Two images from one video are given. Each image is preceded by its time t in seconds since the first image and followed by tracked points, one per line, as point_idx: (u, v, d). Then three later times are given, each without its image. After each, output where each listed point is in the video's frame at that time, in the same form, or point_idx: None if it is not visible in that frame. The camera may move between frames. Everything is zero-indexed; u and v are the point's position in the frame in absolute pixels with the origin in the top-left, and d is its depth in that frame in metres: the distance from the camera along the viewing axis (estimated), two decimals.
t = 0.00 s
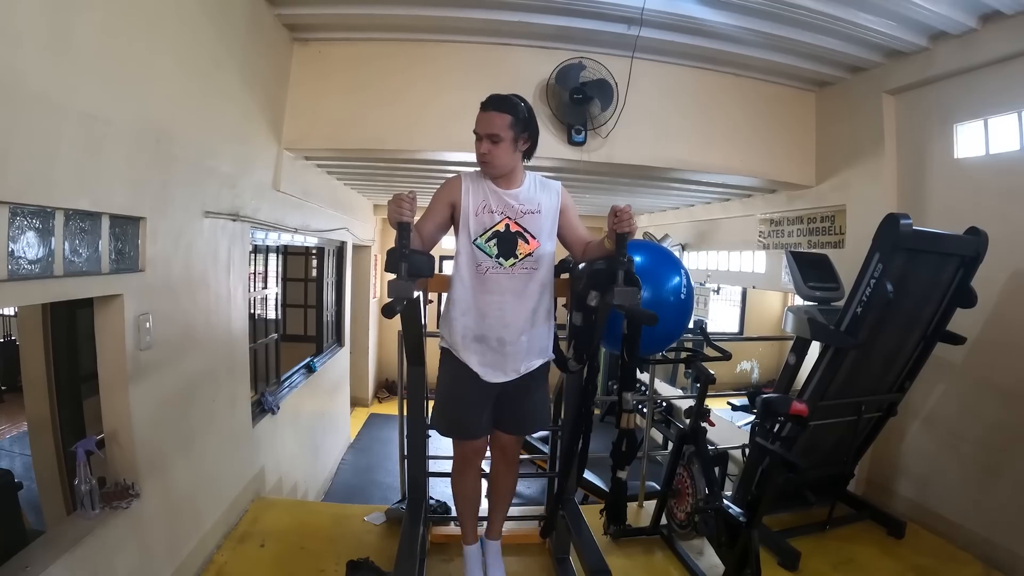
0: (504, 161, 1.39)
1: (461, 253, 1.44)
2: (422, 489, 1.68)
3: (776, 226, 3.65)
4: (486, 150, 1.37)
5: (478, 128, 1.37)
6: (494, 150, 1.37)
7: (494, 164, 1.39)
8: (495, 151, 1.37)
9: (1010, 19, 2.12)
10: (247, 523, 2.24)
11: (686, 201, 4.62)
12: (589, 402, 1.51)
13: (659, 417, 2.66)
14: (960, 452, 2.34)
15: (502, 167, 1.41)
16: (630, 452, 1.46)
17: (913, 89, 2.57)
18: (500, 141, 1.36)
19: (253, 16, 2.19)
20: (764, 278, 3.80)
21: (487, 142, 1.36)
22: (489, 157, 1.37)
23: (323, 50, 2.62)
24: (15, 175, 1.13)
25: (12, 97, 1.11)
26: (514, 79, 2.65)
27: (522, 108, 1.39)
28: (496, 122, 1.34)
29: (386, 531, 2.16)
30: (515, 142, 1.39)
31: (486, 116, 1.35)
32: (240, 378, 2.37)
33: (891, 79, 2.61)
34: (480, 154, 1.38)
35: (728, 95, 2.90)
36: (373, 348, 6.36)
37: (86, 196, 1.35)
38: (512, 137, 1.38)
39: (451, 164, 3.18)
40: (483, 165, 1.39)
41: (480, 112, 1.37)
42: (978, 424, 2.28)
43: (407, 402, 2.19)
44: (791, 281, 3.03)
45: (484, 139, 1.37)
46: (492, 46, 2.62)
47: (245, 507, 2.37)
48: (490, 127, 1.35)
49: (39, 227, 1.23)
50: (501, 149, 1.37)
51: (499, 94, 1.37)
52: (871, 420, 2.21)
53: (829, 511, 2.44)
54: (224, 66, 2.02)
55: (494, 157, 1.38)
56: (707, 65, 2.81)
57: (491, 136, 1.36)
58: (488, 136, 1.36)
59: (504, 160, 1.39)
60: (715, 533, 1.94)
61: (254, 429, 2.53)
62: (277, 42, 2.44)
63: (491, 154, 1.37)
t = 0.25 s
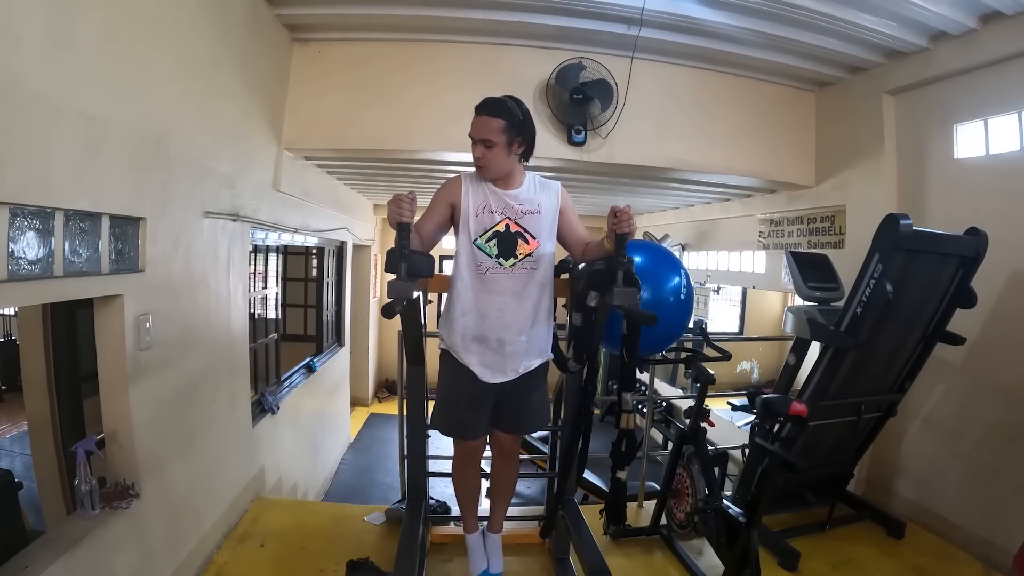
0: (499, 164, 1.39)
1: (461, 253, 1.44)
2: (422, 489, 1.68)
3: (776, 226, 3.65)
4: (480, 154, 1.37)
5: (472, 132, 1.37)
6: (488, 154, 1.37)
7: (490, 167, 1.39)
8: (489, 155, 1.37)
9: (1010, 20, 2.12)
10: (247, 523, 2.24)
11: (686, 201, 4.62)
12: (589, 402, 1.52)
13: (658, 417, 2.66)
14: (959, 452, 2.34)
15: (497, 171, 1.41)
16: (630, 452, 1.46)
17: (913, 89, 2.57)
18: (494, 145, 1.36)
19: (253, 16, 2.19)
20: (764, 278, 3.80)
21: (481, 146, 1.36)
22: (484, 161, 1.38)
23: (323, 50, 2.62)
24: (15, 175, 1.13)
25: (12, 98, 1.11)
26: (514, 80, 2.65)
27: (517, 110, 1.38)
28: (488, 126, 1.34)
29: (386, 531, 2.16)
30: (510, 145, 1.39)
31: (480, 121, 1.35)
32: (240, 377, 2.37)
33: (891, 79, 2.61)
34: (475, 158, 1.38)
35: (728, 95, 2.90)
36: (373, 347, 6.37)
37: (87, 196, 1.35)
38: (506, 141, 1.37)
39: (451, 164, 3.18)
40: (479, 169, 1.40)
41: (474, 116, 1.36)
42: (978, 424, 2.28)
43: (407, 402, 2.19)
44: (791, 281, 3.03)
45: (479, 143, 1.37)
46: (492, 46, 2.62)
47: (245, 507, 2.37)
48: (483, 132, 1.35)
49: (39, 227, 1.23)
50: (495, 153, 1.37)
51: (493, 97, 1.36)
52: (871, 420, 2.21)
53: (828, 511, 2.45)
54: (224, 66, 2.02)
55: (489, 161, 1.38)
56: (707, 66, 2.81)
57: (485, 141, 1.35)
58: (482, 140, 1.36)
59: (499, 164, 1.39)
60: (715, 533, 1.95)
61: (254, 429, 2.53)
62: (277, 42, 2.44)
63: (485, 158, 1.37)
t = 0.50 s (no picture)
0: (497, 162, 1.39)
1: (461, 252, 1.44)
2: (422, 488, 1.68)
3: (776, 226, 3.65)
4: (478, 152, 1.38)
5: (471, 130, 1.38)
6: (486, 152, 1.37)
7: (488, 165, 1.39)
8: (487, 152, 1.37)
9: (1010, 19, 2.12)
10: (246, 522, 2.25)
11: (686, 200, 4.62)
12: (589, 402, 1.52)
13: (659, 417, 2.65)
14: (960, 452, 2.34)
15: (496, 169, 1.41)
16: (629, 452, 1.46)
17: (914, 88, 2.57)
18: (491, 143, 1.36)
19: (253, 16, 2.19)
20: (765, 277, 3.80)
21: (479, 144, 1.37)
22: (482, 159, 1.38)
23: (323, 49, 2.62)
24: (15, 175, 1.13)
25: (12, 97, 1.11)
26: (514, 79, 2.65)
27: (515, 109, 1.39)
28: (486, 124, 1.35)
29: (386, 530, 2.16)
30: (508, 143, 1.39)
31: (478, 119, 1.36)
32: (240, 377, 2.37)
33: (891, 79, 2.61)
34: (473, 156, 1.39)
35: (729, 95, 2.90)
36: (373, 347, 6.37)
37: (86, 195, 1.35)
38: (503, 138, 1.37)
39: (451, 163, 3.18)
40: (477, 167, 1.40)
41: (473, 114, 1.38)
42: (978, 424, 2.27)
43: (407, 402, 2.19)
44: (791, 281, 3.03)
45: (477, 141, 1.38)
46: (492, 45, 2.62)
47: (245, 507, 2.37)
48: (481, 130, 1.35)
49: (39, 226, 1.23)
50: (493, 151, 1.37)
51: (491, 96, 1.37)
52: (871, 420, 2.21)
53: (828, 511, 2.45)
54: (224, 66, 2.02)
55: (487, 159, 1.38)
56: (707, 65, 2.81)
57: (482, 138, 1.36)
58: (480, 138, 1.37)
59: (497, 161, 1.39)
60: (715, 533, 1.95)
61: (254, 428, 2.53)
62: (277, 41, 2.44)
63: (483, 156, 1.38)
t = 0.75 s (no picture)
0: (496, 161, 1.39)
1: (462, 250, 1.44)
2: (422, 488, 1.68)
3: (777, 225, 3.65)
4: (478, 150, 1.37)
5: (471, 128, 1.38)
6: (486, 150, 1.37)
7: (487, 164, 1.40)
8: (487, 151, 1.37)
9: (1011, 18, 2.12)
10: (246, 522, 2.24)
11: (686, 200, 4.62)
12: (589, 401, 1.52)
13: (659, 416, 2.65)
14: (960, 451, 2.33)
15: (496, 167, 1.41)
16: (630, 452, 1.46)
17: (914, 88, 2.57)
18: (491, 141, 1.36)
19: (254, 15, 2.19)
20: (765, 277, 3.80)
21: (478, 142, 1.37)
22: (481, 158, 1.38)
23: (324, 49, 2.62)
24: (15, 175, 1.13)
25: (12, 96, 1.11)
26: (514, 78, 2.64)
27: (515, 106, 1.38)
28: (485, 122, 1.34)
29: (386, 529, 2.16)
30: (507, 141, 1.39)
31: (477, 117, 1.35)
32: (240, 376, 2.37)
33: (892, 78, 2.61)
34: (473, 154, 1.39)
35: (729, 94, 2.90)
36: (373, 347, 6.37)
37: (86, 194, 1.35)
38: (502, 136, 1.37)
39: (451, 163, 3.18)
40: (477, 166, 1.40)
41: (472, 112, 1.37)
42: (979, 423, 2.27)
43: (407, 401, 2.18)
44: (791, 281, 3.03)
45: (476, 139, 1.37)
46: (492, 45, 2.62)
47: (245, 506, 2.37)
48: (480, 128, 1.35)
49: (39, 226, 1.23)
50: (493, 149, 1.37)
51: (491, 94, 1.37)
52: (871, 419, 2.21)
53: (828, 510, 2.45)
54: (224, 65, 2.02)
55: (486, 157, 1.38)
56: (707, 65, 2.82)
57: (482, 137, 1.36)
58: (479, 136, 1.36)
59: (496, 160, 1.39)
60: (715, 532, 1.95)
61: (254, 428, 2.52)
62: (277, 41, 2.44)
63: (482, 154, 1.37)
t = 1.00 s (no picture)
0: (499, 161, 1.40)
1: (462, 249, 1.44)
2: (423, 487, 1.68)
3: (778, 225, 3.64)
4: (481, 150, 1.37)
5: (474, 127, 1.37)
6: (489, 151, 1.37)
7: (489, 164, 1.39)
8: (490, 151, 1.37)
9: (1012, 18, 2.12)
10: (247, 521, 2.24)
11: (687, 200, 4.61)
12: (591, 401, 1.52)
13: (660, 416, 2.65)
14: (962, 451, 2.33)
15: (498, 167, 1.41)
16: (631, 451, 1.45)
17: (916, 87, 2.57)
18: (495, 141, 1.36)
19: (255, 15, 2.19)
20: (766, 276, 3.80)
21: (481, 142, 1.37)
22: (484, 157, 1.38)
23: (325, 49, 2.62)
24: (17, 175, 1.13)
25: (13, 96, 1.11)
26: (516, 78, 2.64)
27: (519, 107, 1.38)
28: (490, 122, 1.34)
29: (387, 529, 2.16)
30: (511, 142, 1.39)
31: (482, 116, 1.35)
32: (241, 376, 2.37)
33: (893, 78, 2.61)
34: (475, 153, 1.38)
35: (731, 94, 2.90)
36: (374, 346, 6.36)
37: (88, 194, 1.35)
38: (506, 137, 1.37)
39: (453, 163, 3.18)
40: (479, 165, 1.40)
41: (477, 111, 1.36)
42: (980, 423, 2.27)
43: (408, 401, 2.18)
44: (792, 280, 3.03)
45: (480, 139, 1.37)
46: (494, 45, 2.62)
47: (246, 506, 2.37)
48: (485, 127, 1.35)
49: (41, 225, 1.23)
50: (496, 149, 1.37)
51: (495, 94, 1.36)
52: (873, 419, 2.21)
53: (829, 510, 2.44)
54: (226, 65, 2.02)
55: (489, 157, 1.38)
56: (708, 64, 2.82)
57: (486, 136, 1.35)
58: (482, 136, 1.36)
59: (499, 160, 1.39)
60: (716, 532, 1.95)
61: (255, 427, 2.52)
62: (279, 40, 2.44)
63: (485, 154, 1.37)
